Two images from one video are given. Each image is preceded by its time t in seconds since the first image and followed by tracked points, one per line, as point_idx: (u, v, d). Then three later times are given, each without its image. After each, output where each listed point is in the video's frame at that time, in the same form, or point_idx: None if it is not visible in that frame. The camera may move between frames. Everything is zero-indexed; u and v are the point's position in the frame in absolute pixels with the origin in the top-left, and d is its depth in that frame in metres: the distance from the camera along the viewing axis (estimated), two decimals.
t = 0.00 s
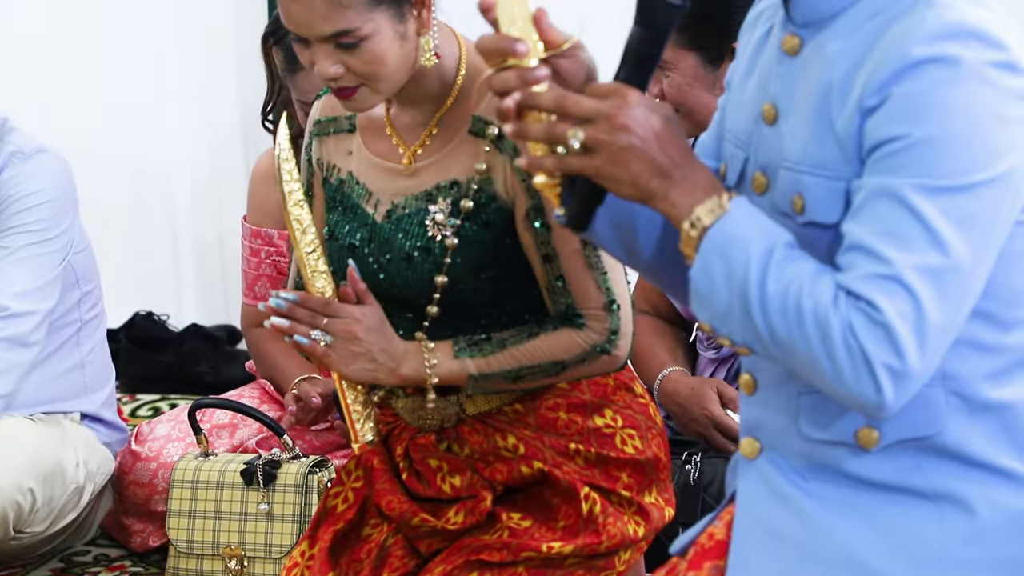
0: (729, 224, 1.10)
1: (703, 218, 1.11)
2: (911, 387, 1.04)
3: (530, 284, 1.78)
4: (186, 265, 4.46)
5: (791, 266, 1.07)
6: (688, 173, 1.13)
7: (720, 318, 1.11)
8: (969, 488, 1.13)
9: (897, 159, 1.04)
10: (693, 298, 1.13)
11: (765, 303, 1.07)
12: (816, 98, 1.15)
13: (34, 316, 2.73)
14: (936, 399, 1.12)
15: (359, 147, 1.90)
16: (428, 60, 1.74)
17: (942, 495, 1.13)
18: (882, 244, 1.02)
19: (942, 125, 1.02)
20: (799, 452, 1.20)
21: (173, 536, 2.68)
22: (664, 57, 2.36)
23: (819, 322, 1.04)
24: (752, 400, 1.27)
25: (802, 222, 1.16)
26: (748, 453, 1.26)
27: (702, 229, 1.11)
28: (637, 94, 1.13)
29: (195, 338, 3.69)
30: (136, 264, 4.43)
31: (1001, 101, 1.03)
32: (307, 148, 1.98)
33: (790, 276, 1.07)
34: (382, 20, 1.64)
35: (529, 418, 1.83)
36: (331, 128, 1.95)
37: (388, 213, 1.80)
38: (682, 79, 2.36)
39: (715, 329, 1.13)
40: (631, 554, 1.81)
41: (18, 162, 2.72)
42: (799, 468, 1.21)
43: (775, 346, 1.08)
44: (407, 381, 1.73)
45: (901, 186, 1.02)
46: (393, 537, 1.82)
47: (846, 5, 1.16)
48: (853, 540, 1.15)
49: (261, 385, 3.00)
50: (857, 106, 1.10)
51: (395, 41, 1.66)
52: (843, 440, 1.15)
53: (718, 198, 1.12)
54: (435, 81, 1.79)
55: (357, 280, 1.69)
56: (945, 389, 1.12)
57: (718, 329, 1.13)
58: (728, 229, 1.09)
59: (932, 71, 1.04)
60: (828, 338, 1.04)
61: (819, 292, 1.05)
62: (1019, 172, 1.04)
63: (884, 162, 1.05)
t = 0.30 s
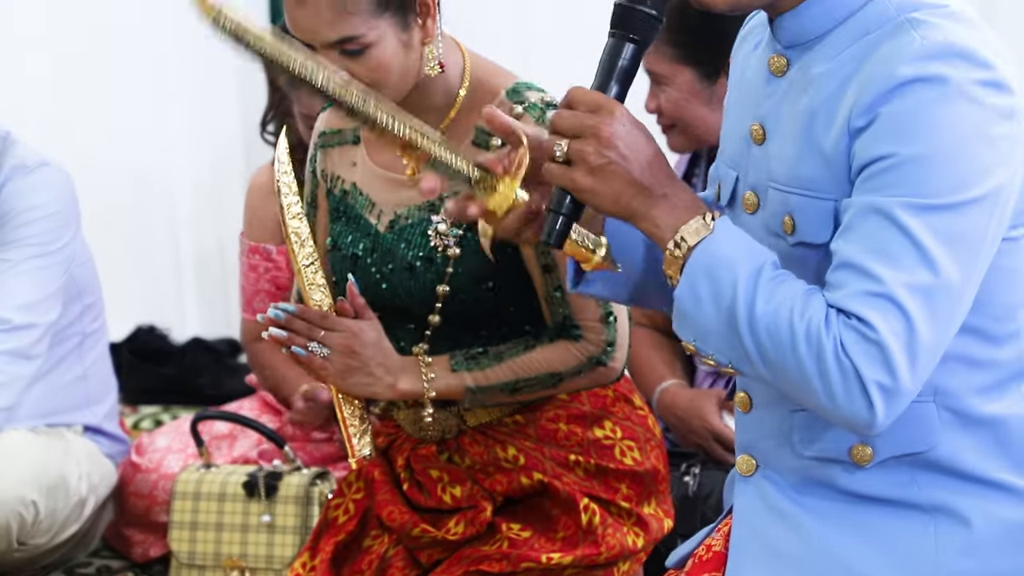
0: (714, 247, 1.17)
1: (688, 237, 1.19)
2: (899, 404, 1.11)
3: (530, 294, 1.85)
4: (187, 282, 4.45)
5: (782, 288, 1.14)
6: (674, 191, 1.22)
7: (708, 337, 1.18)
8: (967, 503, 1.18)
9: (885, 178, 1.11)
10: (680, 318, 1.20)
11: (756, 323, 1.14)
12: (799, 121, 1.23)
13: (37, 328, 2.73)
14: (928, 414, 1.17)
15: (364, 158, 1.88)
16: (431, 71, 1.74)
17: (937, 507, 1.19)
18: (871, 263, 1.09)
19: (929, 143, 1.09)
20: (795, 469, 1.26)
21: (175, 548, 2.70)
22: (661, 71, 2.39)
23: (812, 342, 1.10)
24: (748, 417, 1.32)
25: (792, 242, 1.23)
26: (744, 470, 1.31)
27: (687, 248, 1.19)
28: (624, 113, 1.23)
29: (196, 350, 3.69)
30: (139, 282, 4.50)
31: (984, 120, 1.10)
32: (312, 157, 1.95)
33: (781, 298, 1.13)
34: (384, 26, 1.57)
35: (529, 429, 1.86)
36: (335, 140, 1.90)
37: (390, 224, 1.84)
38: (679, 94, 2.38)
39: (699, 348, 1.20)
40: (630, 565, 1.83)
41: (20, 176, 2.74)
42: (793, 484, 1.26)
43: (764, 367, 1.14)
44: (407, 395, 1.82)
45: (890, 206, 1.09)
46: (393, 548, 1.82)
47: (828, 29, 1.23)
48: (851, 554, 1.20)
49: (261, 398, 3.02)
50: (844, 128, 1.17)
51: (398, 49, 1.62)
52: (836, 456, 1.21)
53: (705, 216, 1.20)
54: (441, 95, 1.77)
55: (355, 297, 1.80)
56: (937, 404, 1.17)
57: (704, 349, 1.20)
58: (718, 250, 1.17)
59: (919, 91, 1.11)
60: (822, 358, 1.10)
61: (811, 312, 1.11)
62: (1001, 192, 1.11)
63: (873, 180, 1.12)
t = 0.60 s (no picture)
0: (686, 264, 1.19)
1: (659, 253, 1.21)
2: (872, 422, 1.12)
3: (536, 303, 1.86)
4: (186, 289, 4.04)
5: (754, 307, 1.16)
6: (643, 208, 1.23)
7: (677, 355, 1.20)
8: (965, 518, 1.22)
9: (862, 197, 1.13)
10: (649, 336, 1.22)
11: (728, 341, 1.15)
12: (779, 143, 1.25)
13: (35, 341, 2.73)
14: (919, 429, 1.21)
15: (376, 162, 1.96)
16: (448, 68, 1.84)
17: (935, 522, 1.22)
18: (845, 282, 1.11)
19: (906, 163, 1.12)
20: (790, 487, 1.29)
21: (175, 561, 2.69)
22: (658, 86, 2.38)
23: (786, 362, 1.12)
24: (742, 436, 1.34)
25: (777, 263, 1.26)
26: (741, 489, 1.34)
27: (659, 265, 1.21)
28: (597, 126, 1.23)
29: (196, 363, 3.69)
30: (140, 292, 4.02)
31: (960, 139, 1.13)
32: (325, 165, 2.04)
33: (753, 317, 1.15)
34: (404, 21, 1.75)
35: (531, 440, 1.85)
36: (348, 146, 2.01)
37: (400, 227, 1.87)
38: (676, 108, 2.38)
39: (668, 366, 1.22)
40: None
41: (17, 189, 2.75)
42: (788, 502, 1.30)
43: (735, 386, 1.16)
44: (410, 400, 1.81)
45: (866, 224, 1.11)
46: (393, 561, 1.81)
47: (807, 48, 1.26)
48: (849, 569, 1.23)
49: (261, 411, 3.02)
50: (822, 148, 1.20)
51: (416, 44, 1.77)
52: (832, 475, 1.23)
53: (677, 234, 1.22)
54: (453, 97, 1.87)
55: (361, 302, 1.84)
56: (928, 421, 1.21)
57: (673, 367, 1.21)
58: (689, 267, 1.19)
59: (896, 110, 1.14)
60: (796, 378, 1.11)
61: (783, 332, 1.13)
62: (980, 211, 1.14)
63: (850, 200, 1.14)
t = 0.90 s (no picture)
0: (672, 286, 1.18)
1: (643, 273, 1.20)
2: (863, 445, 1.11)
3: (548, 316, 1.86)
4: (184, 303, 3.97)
5: (743, 329, 1.15)
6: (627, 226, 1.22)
7: (664, 377, 1.19)
8: (965, 535, 1.22)
9: (854, 218, 1.11)
10: (634, 357, 1.21)
11: (717, 364, 1.14)
12: (771, 164, 1.25)
13: (33, 357, 2.72)
14: (918, 448, 1.20)
15: (394, 168, 1.96)
16: (476, 67, 1.84)
17: (936, 541, 1.22)
18: (835, 303, 1.10)
19: (897, 185, 1.10)
20: (788, 508, 1.28)
21: None
22: (652, 105, 2.38)
23: (776, 386, 1.11)
24: (739, 457, 1.33)
25: (771, 285, 1.25)
26: (740, 510, 1.34)
27: (644, 284, 1.20)
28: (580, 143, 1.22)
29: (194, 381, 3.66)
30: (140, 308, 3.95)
31: (953, 159, 1.12)
32: (344, 171, 2.03)
33: (742, 339, 1.14)
34: (433, 11, 1.76)
35: (537, 452, 1.82)
36: (368, 152, 2.00)
37: (417, 232, 1.87)
38: (670, 127, 2.37)
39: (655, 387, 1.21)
40: None
41: (15, 207, 2.74)
42: (786, 523, 1.29)
43: (725, 408, 1.15)
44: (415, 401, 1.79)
45: (858, 246, 1.10)
46: None
47: (796, 68, 1.26)
48: None
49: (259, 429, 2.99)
50: (812, 169, 1.19)
51: (444, 39, 1.77)
52: (827, 497, 1.23)
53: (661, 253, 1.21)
54: (477, 101, 1.87)
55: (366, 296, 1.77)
56: (927, 441, 1.21)
57: (661, 389, 1.20)
58: (675, 289, 1.18)
59: (886, 130, 1.13)
60: (786, 401, 1.10)
61: (773, 354, 1.12)
62: (973, 231, 1.12)
63: (842, 220, 1.13)
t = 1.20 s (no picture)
0: (667, 312, 1.18)
1: (636, 300, 1.20)
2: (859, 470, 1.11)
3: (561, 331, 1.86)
4: (184, 318, 4.01)
5: (739, 355, 1.15)
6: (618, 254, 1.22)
7: (659, 403, 1.18)
8: (967, 555, 1.22)
9: (853, 243, 1.11)
10: (628, 384, 1.20)
11: (713, 390, 1.14)
12: (770, 188, 1.25)
13: (33, 376, 2.71)
14: (919, 471, 1.20)
15: (417, 176, 1.96)
16: (510, 72, 1.86)
17: (937, 561, 1.21)
18: (832, 329, 1.09)
19: (895, 211, 1.10)
20: (788, 529, 1.28)
21: None
22: (649, 126, 2.38)
23: (772, 410, 1.10)
24: (739, 478, 1.33)
25: (770, 308, 1.25)
26: (740, 532, 1.33)
27: (638, 310, 1.19)
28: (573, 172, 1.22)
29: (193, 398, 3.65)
30: (140, 328, 4.00)
31: (952, 184, 1.12)
32: (366, 179, 2.02)
33: (737, 365, 1.14)
34: (469, 6, 1.79)
35: (544, 467, 1.82)
36: (391, 161, 2.00)
37: (437, 237, 1.88)
38: (666, 147, 2.37)
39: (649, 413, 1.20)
40: None
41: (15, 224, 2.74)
42: (785, 543, 1.29)
43: (720, 434, 1.15)
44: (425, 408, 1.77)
45: (856, 271, 1.10)
46: None
47: (794, 90, 1.26)
48: None
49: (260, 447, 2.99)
50: (811, 194, 1.18)
51: (477, 38, 1.80)
52: (827, 519, 1.22)
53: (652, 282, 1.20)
54: (504, 113, 1.88)
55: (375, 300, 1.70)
56: (928, 464, 1.20)
57: (655, 415, 1.20)
58: (670, 316, 1.17)
59: (885, 156, 1.13)
60: (782, 428, 1.10)
61: (770, 380, 1.11)
62: (971, 256, 1.12)
63: (840, 245, 1.12)
